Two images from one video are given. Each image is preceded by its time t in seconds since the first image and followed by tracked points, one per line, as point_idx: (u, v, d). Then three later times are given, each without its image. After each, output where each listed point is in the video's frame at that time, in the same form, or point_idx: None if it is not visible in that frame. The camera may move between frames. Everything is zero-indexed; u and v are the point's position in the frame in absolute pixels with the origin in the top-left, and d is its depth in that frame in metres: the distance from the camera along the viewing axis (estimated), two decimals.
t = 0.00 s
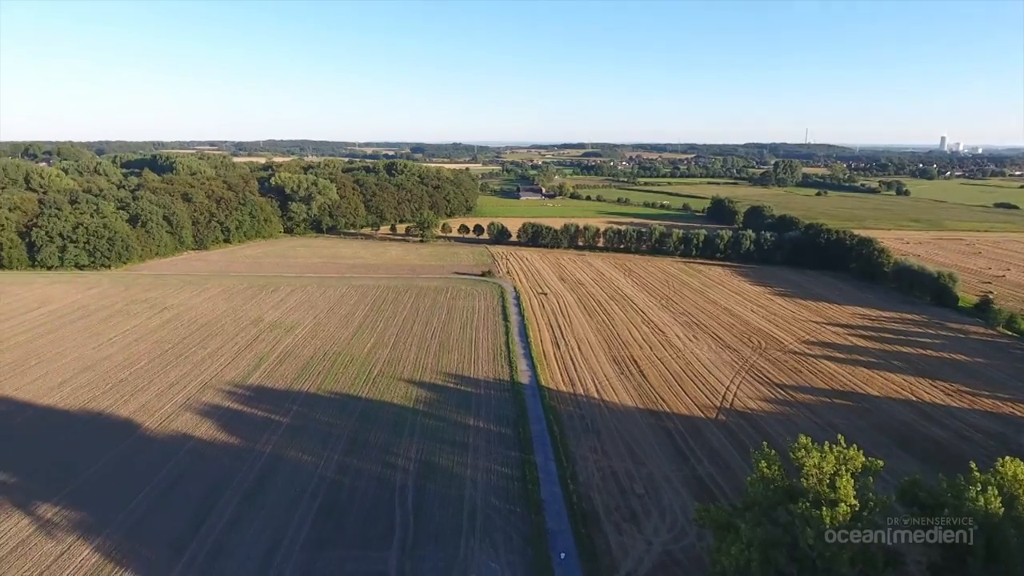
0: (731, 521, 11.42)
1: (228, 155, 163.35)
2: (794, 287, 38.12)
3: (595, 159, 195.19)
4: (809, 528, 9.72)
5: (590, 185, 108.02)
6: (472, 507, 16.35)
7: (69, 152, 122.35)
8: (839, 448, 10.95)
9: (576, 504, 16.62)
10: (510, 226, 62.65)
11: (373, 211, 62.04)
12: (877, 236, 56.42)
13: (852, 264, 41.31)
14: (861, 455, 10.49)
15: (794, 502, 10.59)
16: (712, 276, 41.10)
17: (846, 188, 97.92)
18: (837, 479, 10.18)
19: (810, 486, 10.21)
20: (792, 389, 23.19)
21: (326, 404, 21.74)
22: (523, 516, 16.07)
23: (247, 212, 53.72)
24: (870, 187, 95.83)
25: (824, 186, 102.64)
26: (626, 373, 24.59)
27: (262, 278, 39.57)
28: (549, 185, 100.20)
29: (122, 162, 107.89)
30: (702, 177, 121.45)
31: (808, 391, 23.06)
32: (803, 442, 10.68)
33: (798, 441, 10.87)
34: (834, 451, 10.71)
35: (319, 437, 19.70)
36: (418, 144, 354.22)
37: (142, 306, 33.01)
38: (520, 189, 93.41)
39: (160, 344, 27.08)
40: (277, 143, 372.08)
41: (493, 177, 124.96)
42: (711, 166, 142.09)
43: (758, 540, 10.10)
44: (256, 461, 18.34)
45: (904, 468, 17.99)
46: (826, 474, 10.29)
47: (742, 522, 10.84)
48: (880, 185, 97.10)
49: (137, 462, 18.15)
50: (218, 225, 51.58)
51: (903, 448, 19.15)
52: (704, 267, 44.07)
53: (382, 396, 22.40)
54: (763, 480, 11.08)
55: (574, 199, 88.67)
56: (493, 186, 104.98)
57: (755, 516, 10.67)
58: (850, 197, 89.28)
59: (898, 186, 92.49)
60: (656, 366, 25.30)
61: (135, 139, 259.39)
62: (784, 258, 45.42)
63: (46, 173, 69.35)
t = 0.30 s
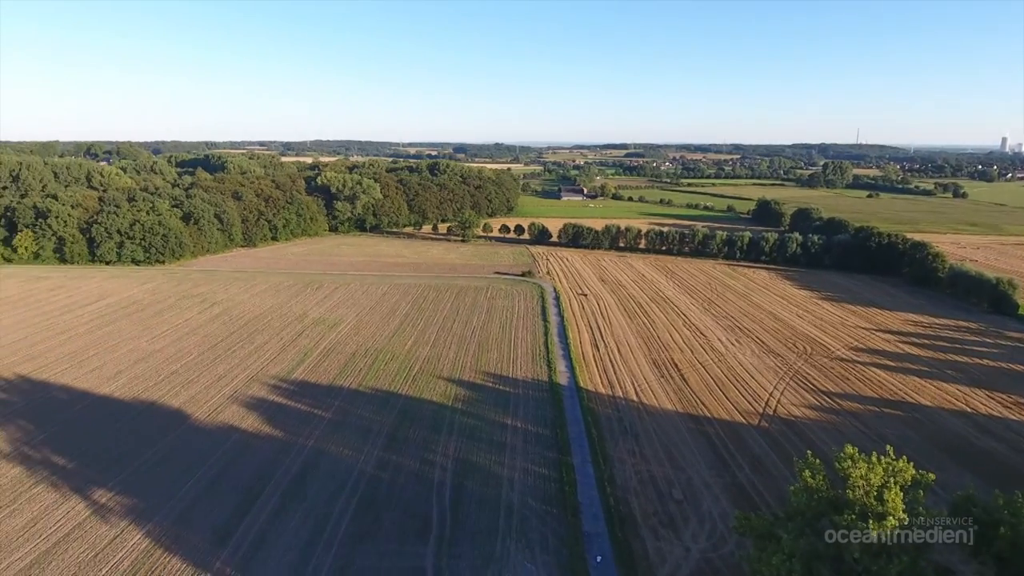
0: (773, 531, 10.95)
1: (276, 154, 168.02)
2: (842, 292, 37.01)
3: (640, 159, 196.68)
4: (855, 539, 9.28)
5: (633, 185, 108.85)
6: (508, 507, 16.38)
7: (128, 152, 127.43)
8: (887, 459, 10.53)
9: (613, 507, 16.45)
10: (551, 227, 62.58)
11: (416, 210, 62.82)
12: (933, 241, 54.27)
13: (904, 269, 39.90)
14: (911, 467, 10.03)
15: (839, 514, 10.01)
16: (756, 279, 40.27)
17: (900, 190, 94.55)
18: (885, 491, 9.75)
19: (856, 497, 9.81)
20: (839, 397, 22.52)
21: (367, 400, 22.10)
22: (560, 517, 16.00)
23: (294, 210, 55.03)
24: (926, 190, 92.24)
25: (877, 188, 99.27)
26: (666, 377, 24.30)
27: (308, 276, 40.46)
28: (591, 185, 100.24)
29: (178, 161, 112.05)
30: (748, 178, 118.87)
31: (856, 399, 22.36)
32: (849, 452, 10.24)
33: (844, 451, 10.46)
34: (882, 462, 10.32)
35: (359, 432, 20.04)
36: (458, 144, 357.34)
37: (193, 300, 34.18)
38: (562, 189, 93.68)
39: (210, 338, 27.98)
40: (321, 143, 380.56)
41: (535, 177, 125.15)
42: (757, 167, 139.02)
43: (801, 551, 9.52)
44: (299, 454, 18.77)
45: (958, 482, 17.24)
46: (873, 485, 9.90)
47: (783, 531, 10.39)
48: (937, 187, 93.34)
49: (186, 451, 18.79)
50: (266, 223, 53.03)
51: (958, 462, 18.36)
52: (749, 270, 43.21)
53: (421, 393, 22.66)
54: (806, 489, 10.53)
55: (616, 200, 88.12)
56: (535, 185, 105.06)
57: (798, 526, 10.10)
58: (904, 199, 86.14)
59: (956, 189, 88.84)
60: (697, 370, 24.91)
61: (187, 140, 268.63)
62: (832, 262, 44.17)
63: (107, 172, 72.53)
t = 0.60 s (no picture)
0: (817, 543, 10.56)
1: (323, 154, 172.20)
2: (893, 297, 35.77)
3: (686, 159, 196.46)
4: (903, 556, 8.96)
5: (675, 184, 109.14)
6: (546, 507, 16.37)
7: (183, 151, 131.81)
8: (940, 471, 9.86)
9: (650, 512, 16.25)
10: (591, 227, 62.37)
11: (458, 209, 63.37)
12: (994, 245, 51.90)
13: (960, 274, 38.32)
14: (966, 482, 9.41)
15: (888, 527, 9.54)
16: (802, 283, 39.30)
17: (958, 193, 90.84)
18: (937, 504, 9.14)
19: (903, 510, 9.22)
20: (888, 406, 21.78)
21: (407, 396, 22.40)
22: (596, 520, 15.88)
23: (338, 209, 56.18)
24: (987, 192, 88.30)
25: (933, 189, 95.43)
26: (707, 381, 23.92)
27: (352, 273, 41.25)
28: (633, 185, 99.64)
29: (230, 160, 115.88)
30: (794, 179, 115.93)
31: (906, 409, 21.60)
32: (898, 464, 9.67)
33: (893, 461, 9.85)
34: (933, 474, 9.72)
35: (399, 428, 20.31)
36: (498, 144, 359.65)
37: (242, 296, 35.22)
38: (606, 189, 93.97)
39: (257, 333, 28.80)
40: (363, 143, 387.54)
41: (577, 177, 124.91)
42: (804, 168, 135.35)
43: (845, 565, 9.18)
44: (340, 448, 19.12)
45: (1016, 499, 16.46)
46: (924, 500, 9.24)
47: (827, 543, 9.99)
48: (999, 189, 89.30)
49: (232, 443, 19.35)
50: (312, 222, 54.28)
51: (1016, 477, 17.52)
52: (795, 274, 42.20)
53: (460, 391, 22.83)
54: (852, 501, 9.99)
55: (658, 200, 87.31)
56: (576, 185, 104.92)
57: (843, 540, 9.76)
58: (963, 202, 82.66)
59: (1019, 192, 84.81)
60: (740, 375, 24.45)
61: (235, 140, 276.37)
62: (882, 266, 42.76)
63: (162, 171, 75.34)
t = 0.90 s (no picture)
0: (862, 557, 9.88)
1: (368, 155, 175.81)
2: (948, 304, 34.38)
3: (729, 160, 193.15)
4: None
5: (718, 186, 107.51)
6: (583, 509, 16.30)
7: (234, 151, 135.62)
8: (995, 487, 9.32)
9: (689, 517, 16.01)
10: (633, 228, 61.87)
11: (499, 209, 63.53)
12: None
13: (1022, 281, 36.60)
14: None
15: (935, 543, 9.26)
16: (850, 288, 38.15)
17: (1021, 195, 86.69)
18: (994, 523, 8.65)
19: (956, 529, 8.76)
20: (941, 418, 20.97)
21: (446, 394, 22.63)
22: (634, 524, 15.70)
23: (382, 208, 57.10)
24: None
25: (994, 192, 91.25)
26: (750, 386, 23.44)
27: (395, 271, 41.87)
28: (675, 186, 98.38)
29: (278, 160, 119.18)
30: (844, 181, 112.52)
31: (961, 420, 20.76)
32: (952, 476, 9.10)
33: (946, 474, 9.28)
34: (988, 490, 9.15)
35: (438, 426, 20.50)
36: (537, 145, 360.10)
37: (287, 292, 36.12)
38: (648, 190, 93.20)
39: (302, 328, 29.51)
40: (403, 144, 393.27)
41: (618, 177, 124.09)
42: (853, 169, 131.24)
43: None
44: (380, 444, 19.41)
45: None
46: (978, 515, 8.75)
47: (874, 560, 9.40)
48: None
49: (276, 435, 19.84)
50: (356, 220, 55.28)
51: None
52: (843, 278, 41.01)
53: (499, 390, 22.94)
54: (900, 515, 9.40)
55: (701, 201, 86.14)
56: (618, 186, 104.25)
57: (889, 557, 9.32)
58: None
59: None
60: (784, 381, 23.89)
61: (281, 140, 283.24)
62: (937, 271, 41.17)
63: (214, 170, 77.82)
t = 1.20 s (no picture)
0: None
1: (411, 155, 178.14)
2: (1009, 313, 32.84)
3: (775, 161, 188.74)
4: None
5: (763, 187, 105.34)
6: (621, 512, 16.15)
7: (284, 151, 138.98)
8: None
9: (730, 525, 15.68)
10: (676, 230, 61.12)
11: (541, 210, 63.44)
12: None
13: None
14: None
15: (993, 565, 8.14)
16: (903, 294, 36.80)
17: None
18: None
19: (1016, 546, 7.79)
20: (1000, 431, 20.05)
21: (486, 393, 22.77)
22: (673, 530, 15.48)
23: (425, 207, 57.79)
24: None
25: None
26: (796, 393, 22.88)
27: (438, 270, 42.31)
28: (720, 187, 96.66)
29: (325, 160, 121.86)
30: (898, 183, 108.60)
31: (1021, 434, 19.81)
32: (1009, 492, 8.15)
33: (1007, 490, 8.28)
34: None
35: (477, 424, 20.64)
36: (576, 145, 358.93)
37: (332, 289, 36.87)
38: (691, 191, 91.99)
39: (347, 325, 30.09)
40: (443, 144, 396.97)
41: (662, 178, 122.72)
42: (907, 170, 126.56)
43: None
44: (420, 440, 19.64)
45: None
46: None
47: None
48: None
49: (319, 429, 20.28)
50: (399, 219, 56.05)
51: None
52: (895, 283, 39.62)
53: (538, 390, 22.98)
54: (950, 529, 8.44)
55: (748, 203, 84.47)
56: (661, 187, 103.09)
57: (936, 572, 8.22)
58: None
59: None
60: (831, 388, 23.24)
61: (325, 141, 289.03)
62: (998, 278, 39.39)
63: (264, 170, 80.05)
